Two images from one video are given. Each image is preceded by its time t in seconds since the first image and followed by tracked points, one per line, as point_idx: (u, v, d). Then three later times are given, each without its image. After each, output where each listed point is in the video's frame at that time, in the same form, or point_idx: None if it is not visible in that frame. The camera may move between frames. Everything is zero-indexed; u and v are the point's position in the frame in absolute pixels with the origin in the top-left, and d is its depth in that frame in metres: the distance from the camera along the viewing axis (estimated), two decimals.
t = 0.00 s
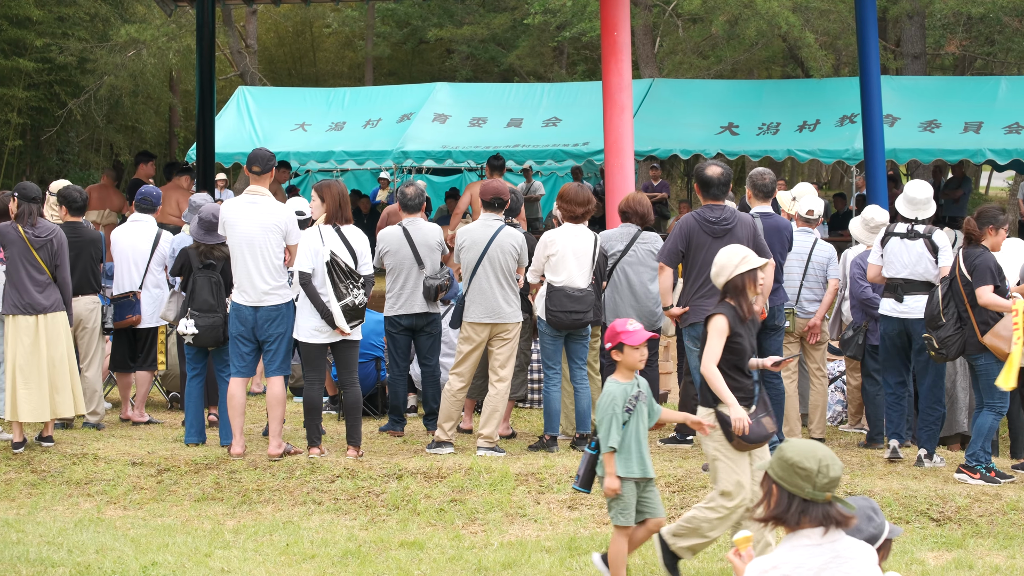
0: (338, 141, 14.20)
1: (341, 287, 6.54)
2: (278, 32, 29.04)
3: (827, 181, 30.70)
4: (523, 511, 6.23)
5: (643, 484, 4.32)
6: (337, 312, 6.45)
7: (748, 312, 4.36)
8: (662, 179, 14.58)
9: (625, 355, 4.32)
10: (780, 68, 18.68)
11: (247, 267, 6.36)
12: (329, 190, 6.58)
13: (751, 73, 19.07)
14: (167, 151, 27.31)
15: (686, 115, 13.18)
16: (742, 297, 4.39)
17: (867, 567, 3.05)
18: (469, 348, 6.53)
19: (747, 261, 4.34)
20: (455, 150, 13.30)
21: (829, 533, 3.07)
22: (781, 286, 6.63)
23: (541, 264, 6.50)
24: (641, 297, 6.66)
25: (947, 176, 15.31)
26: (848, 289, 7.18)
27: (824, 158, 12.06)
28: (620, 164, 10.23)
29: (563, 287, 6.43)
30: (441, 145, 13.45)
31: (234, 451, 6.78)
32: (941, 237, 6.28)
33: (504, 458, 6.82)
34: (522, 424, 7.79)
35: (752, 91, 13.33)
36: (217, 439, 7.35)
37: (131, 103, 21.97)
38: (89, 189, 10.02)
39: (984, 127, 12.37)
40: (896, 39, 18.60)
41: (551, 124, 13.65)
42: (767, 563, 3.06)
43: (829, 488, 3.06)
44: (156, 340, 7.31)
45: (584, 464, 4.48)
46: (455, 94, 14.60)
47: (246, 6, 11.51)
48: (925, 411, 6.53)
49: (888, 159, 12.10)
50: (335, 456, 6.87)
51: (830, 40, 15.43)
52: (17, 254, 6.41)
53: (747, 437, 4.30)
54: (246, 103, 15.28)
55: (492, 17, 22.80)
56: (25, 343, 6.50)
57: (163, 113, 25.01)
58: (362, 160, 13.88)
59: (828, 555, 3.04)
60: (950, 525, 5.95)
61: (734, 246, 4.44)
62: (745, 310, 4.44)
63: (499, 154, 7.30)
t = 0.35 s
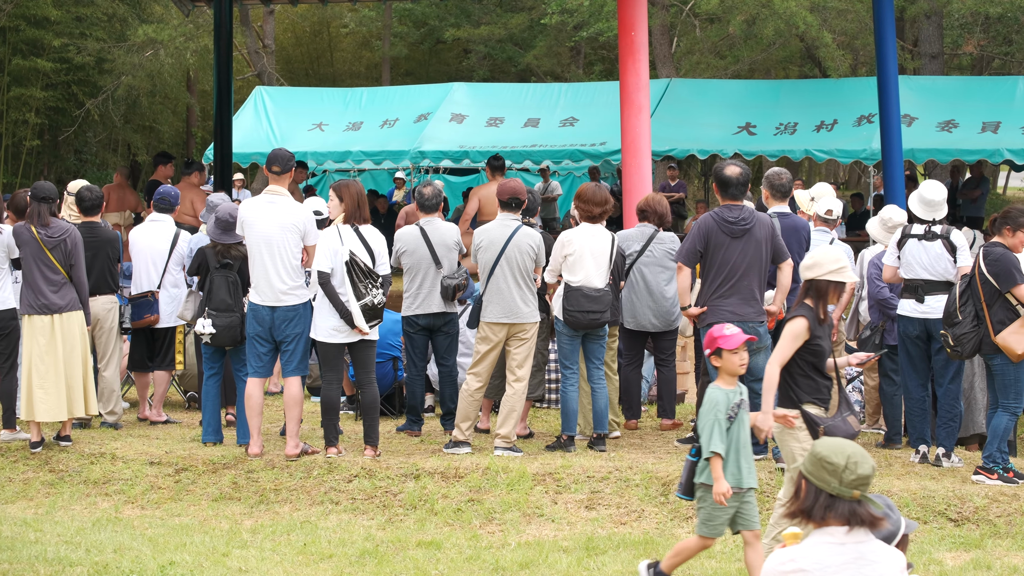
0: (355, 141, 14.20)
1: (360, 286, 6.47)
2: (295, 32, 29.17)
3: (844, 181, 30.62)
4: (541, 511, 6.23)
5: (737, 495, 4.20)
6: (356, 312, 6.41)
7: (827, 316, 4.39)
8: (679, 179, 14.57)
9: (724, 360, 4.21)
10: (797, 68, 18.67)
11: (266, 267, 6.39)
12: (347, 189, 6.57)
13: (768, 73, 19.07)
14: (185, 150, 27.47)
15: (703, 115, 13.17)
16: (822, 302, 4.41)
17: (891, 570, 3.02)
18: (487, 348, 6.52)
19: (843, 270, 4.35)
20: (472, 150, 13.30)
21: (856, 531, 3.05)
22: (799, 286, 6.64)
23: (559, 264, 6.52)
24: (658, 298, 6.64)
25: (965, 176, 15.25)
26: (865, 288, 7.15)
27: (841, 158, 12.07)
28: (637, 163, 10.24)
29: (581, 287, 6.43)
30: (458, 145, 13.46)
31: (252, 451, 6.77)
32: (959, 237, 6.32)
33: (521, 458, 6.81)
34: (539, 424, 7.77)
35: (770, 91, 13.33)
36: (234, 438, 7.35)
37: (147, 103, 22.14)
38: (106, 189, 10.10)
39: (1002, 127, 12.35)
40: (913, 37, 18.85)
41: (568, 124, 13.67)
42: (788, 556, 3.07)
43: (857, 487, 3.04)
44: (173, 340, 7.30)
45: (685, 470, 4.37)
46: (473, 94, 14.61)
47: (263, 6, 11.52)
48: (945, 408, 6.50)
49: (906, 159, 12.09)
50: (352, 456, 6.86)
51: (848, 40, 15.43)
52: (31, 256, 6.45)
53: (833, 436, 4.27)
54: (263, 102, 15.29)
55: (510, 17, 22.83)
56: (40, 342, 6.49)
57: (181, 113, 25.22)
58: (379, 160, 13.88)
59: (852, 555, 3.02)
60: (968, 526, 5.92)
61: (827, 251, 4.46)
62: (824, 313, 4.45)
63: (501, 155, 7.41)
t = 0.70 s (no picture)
0: (373, 140, 14.20)
1: (377, 286, 6.46)
2: (312, 32, 29.24)
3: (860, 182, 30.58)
4: (558, 510, 6.24)
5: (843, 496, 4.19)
6: (374, 312, 6.40)
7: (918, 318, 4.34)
8: (696, 180, 14.55)
9: (828, 362, 4.19)
10: (815, 68, 18.67)
11: (284, 267, 6.39)
12: (365, 190, 6.55)
13: (786, 73, 19.07)
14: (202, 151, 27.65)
15: (720, 115, 13.16)
16: (910, 304, 4.35)
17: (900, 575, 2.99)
18: (505, 348, 6.52)
19: (932, 273, 4.33)
20: (489, 150, 13.29)
21: (861, 533, 3.05)
22: (816, 286, 6.63)
23: (576, 264, 6.53)
24: (676, 297, 6.67)
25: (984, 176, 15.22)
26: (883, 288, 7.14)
27: (858, 158, 12.07)
28: (654, 163, 10.28)
29: (599, 286, 6.44)
30: (476, 145, 13.45)
31: (271, 451, 6.77)
32: (976, 236, 6.56)
33: (539, 457, 6.81)
34: (557, 424, 7.77)
35: (788, 91, 13.34)
36: (251, 439, 7.36)
37: (166, 104, 22.22)
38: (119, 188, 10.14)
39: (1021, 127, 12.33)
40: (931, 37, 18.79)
41: (585, 124, 13.66)
42: (789, 552, 3.10)
43: (870, 487, 3.06)
44: (191, 340, 7.26)
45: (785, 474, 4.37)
46: (490, 94, 14.63)
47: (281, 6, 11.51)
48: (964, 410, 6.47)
49: (924, 159, 12.09)
50: (370, 456, 6.85)
51: (865, 40, 15.42)
52: (46, 256, 6.43)
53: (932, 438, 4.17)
54: (280, 102, 15.29)
55: (527, 17, 22.85)
56: (56, 342, 6.47)
57: (200, 113, 25.52)
58: (397, 160, 13.89)
59: (856, 556, 3.02)
60: (987, 526, 5.90)
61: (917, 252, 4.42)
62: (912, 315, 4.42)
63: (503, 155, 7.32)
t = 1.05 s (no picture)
0: (390, 140, 14.20)
1: (389, 288, 6.45)
2: (330, 32, 29.31)
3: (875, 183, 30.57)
4: (576, 510, 6.23)
5: (953, 497, 4.00)
6: (385, 312, 6.39)
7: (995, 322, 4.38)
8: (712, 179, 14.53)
9: (928, 361, 4.04)
10: (832, 68, 18.64)
11: (301, 267, 6.40)
12: (380, 191, 6.55)
13: (803, 73, 19.06)
14: (221, 150, 27.86)
15: (738, 115, 13.15)
16: (989, 307, 4.40)
17: None
18: (522, 348, 6.52)
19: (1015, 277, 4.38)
20: (507, 150, 13.27)
21: (861, 537, 2.97)
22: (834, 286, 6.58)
23: (594, 264, 6.53)
24: (693, 297, 6.68)
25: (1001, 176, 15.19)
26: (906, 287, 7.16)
27: (875, 158, 12.08)
28: (671, 163, 10.39)
29: (616, 286, 6.43)
30: (493, 145, 13.42)
31: (288, 450, 6.77)
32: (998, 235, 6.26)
33: (556, 457, 6.81)
34: (576, 424, 7.77)
35: (806, 91, 13.36)
36: (269, 438, 7.38)
37: (183, 102, 22.45)
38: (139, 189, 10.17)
39: None
40: (948, 37, 18.76)
41: (602, 124, 13.66)
42: (788, 553, 3.03)
43: (872, 492, 2.96)
44: (208, 340, 7.29)
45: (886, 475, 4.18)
46: (508, 94, 14.64)
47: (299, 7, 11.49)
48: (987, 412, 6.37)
49: (941, 159, 12.08)
50: (387, 455, 6.86)
51: (883, 40, 15.42)
52: (65, 255, 6.41)
53: (1000, 448, 4.19)
54: (297, 102, 15.31)
55: (545, 17, 22.83)
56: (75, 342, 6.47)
57: (218, 113, 25.77)
58: (414, 160, 13.89)
59: (853, 559, 2.94)
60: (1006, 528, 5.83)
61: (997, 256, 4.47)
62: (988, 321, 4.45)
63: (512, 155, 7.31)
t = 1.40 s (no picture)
0: (409, 141, 14.21)
1: (400, 289, 6.36)
2: (348, 32, 29.23)
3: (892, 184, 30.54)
4: (595, 511, 6.22)
5: None
6: (396, 312, 6.32)
7: None
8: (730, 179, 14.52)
9: None
10: (851, 68, 18.62)
11: (321, 267, 6.40)
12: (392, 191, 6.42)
13: (821, 73, 19.05)
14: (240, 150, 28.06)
15: (756, 115, 13.15)
16: None
17: None
18: (540, 348, 6.53)
19: None
20: (526, 150, 13.27)
21: (861, 541, 2.98)
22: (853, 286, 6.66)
23: (612, 264, 6.53)
24: (712, 298, 6.68)
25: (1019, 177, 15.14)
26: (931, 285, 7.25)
27: (895, 158, 12.08)
28: (690, 164, 10.44)
29: (635, 286, 6.44)
30: (512, 145, 13.42)
31: (307, 450, 6.83)
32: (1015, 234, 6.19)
33: (575, 458, 6.81)
34: (593, 425, 7.79)
35: (824, 91, 13.35)
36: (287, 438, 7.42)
37: (201, 103, 22.98)
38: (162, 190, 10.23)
39: None
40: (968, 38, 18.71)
41: (621, 124, 13.66)
42: (791, 556, 3.09)
43: (866, 494, 2.93)
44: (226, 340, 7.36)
45: (1003, 487, 4.21)
46: (526, 94, 14.66)
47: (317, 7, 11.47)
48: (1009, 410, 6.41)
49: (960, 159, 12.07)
50: (406, 456, 6.87)
51: (902, 40, 15.40)
52: (90, 255, 6.45)
53: None
54: (316, 102, 15.33)
55: (563, 17, 22.75)
56: (98, 343, 6.58)
57: (236, 113, 26.19)
58: (433, 160, 13.88)
59: (852, 563, 2.97)
60: None
61: None
62: None
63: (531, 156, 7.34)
